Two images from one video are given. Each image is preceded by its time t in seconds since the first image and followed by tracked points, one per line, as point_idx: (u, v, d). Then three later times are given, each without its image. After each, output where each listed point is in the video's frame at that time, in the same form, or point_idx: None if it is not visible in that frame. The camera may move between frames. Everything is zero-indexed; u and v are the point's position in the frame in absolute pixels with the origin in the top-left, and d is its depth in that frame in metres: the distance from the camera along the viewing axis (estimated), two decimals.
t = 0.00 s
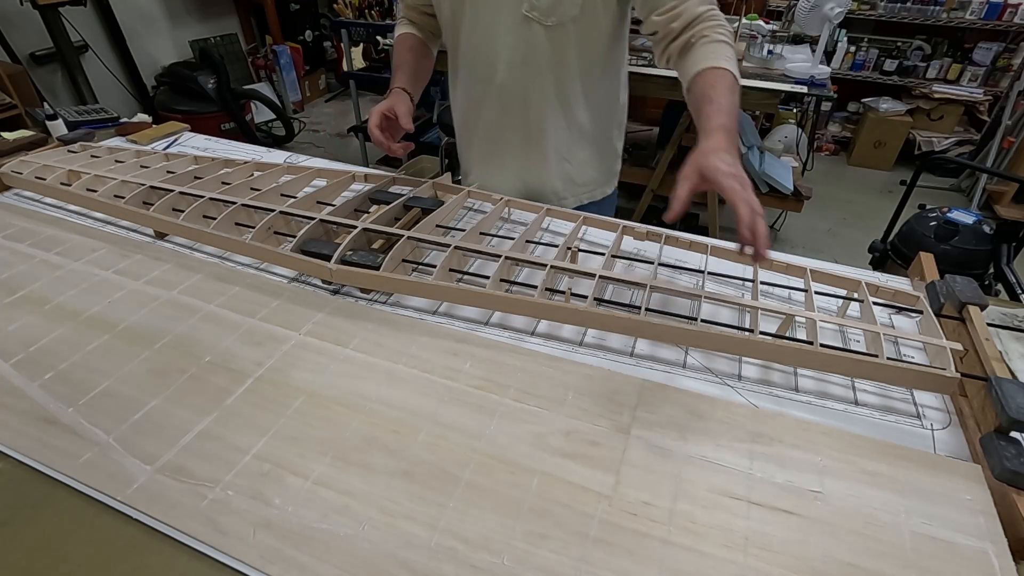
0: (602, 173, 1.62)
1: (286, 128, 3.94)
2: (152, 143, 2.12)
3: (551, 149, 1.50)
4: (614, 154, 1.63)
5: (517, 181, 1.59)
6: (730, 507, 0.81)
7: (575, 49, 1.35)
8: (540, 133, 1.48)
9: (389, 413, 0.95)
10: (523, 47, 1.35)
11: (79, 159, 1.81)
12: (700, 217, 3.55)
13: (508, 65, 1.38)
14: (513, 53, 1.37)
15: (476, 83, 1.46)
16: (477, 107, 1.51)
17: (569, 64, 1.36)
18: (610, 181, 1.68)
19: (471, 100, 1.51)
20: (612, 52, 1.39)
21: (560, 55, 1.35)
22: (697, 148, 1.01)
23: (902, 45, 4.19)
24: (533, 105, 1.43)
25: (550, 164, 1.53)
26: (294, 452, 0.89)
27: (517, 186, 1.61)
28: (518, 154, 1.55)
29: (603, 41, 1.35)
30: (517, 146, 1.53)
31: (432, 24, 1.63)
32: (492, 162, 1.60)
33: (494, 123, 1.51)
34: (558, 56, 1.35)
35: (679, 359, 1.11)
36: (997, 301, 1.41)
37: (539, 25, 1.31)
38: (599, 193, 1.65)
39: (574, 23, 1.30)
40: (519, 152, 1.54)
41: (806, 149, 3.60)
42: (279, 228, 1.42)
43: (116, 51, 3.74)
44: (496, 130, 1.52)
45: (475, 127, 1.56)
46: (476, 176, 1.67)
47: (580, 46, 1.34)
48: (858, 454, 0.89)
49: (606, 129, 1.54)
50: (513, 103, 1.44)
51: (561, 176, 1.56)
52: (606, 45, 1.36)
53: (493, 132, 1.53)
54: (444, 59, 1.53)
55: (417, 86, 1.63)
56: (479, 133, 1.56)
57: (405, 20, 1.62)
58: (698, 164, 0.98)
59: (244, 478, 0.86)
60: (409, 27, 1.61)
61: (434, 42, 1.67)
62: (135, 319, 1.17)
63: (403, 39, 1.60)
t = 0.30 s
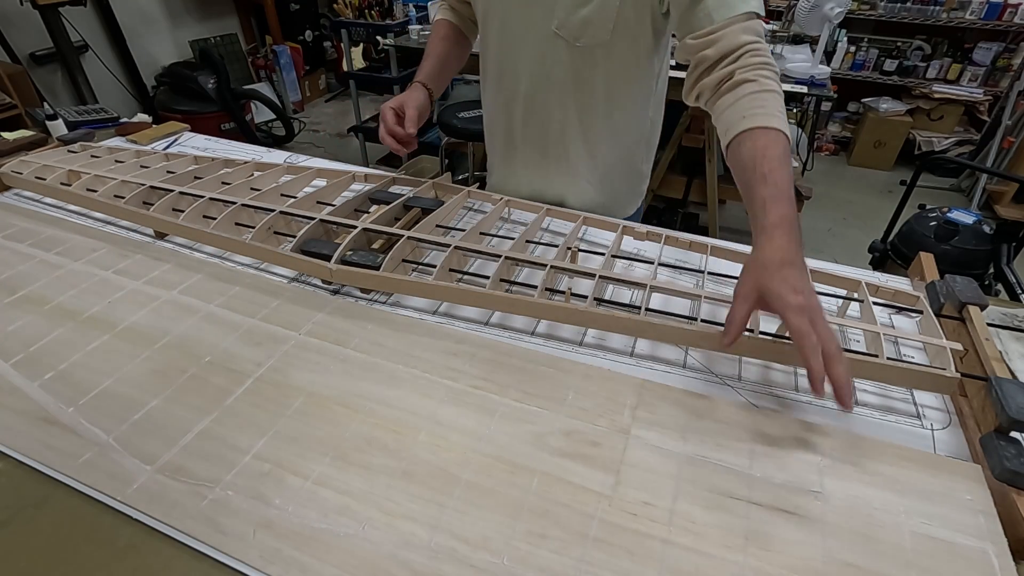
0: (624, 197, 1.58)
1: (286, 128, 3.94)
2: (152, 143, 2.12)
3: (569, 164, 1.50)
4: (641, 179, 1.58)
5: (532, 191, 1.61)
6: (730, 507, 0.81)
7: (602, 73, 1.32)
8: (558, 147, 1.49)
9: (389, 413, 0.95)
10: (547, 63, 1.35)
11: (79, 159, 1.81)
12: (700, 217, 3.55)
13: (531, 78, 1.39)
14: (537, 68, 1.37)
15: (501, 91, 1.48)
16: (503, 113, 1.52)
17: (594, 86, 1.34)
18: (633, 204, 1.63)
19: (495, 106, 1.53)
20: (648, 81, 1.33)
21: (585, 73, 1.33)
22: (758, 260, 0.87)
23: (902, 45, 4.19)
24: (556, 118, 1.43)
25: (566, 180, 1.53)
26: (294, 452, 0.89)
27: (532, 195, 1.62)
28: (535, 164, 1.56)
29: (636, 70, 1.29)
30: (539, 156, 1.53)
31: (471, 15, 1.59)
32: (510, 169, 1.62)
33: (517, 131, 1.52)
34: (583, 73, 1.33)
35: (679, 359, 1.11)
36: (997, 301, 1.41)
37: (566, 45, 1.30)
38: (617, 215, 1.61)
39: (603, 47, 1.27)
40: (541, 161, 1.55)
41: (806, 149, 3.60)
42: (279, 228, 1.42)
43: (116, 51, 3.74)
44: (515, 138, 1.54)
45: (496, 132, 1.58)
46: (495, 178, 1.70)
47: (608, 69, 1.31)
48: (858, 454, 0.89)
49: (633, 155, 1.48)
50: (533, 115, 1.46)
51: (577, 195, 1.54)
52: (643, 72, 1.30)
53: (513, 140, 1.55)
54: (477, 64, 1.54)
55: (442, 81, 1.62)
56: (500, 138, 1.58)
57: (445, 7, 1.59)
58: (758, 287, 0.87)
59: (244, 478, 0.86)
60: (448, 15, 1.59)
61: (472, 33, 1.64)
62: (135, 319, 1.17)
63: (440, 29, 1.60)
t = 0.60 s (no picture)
0: (635, 204, 1.57)
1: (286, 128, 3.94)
2: (152, 143, 2.12)
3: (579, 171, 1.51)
4: (653, 188, 1.56)
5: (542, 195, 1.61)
6: (730, 507, 0.81)
7: (617, 84, 1.31)
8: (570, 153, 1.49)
9: (389, 413, 0.95)
10: (562, 71, 1.34)
11: (79, 159, 1.81)
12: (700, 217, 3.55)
13: (545, 85, 1.39)
14: (552, 74, 1.36)
15: (515, 96, 1.48)
16: (516, 118, 1.52)
17: (609, 96, 1.34)
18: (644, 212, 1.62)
19: (508, 109, 1.52)
20: (664, 90, 1.32)
21: (599, 84, 1.32)
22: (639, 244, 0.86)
23: (902, 45, 4.19)
24: (569, 125, 1.43)
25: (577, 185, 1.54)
26: (295, 451, 0.89)
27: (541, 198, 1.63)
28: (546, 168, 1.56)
29: (652, 79, 1.28)
30: (551, 161, 1.54)
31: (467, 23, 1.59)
32: (522, 172, 1.63)
33: (530, 136, 1.52)
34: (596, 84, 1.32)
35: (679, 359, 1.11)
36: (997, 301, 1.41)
37: (581, 54, 1.29)
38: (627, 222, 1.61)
39: (619, 58, 1.25)
40: (553, 167, 1.55)
41: (806, 148, 3.60)
42: (279, 228, 1.42)
43: (116, 51, 3.74)
44: (527, 143, 1.54)
45: (508, 135, 1.58)
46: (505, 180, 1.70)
47: (623, 80, 1.29)
48: (858, 453, 0.89)
49: (644, 164, 1.47)
50: (546, 121, 1.46)
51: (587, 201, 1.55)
52: (659, 80, 1.29)
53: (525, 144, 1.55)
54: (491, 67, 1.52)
55: (436, 91, 1.57)
56: (512, 142, 1.58)
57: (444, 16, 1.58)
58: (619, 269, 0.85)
59: (244, 478, 0.86)
60: (446, 24, 1.58)
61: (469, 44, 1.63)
62: (135, 320, 1.17)
63: (436, 38, 1.57)
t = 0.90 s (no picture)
0: (646, 202, 1.59)
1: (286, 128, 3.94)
2: (152, 143, 2.12)
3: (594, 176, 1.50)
4: (661, 183, 1.58)
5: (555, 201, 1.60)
6: (730, 507, 0.81)
7: (633, 85, 1.31)
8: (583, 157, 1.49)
9: (389, 414, 0.95)
10: (576, 74, 1.34)
11: (79, 159, 1.81)
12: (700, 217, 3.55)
13: (558, 91, 1.38)
14: (565, 79, 1.36)
15: (523, 103, 1.47)
16: (524, 123, 1.51)
17: (624, 97, 1.34)
18: (654, 210, 1.64)
19: (515, 117, 1.51)
20: (675, 88, 1.34)
21: (614, 85, 1.33)
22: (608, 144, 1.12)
23: (902, 45, 4.19)
24: (583, 129, 1.42)
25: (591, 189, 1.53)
26: (295, 451, 0.89)
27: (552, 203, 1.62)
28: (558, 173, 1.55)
29: (666, 77, 1.30)
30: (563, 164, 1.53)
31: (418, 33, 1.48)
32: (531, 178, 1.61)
33: (540, 140, 1.51)
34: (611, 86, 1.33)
35: (679, 359, 1.11)
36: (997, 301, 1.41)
37: (596, 57, 1.29)
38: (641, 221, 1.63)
39: (636, 59, 1.26)
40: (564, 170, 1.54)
41: (806, 148, 3.60)
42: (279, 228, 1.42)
43: (116, 51, 3.74)
44: (538, 149, 1.53)
45: (515, 143, 1.56)
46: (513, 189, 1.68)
47: (638, 80, 1.30)
48: (857, 453, 0.89)
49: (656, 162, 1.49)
50: (559, 127, 1.45)
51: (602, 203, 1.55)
52: (670, 79, 1.31)
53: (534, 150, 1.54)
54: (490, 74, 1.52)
55: (342, 119, 1.42)
56: (521, 148, 1.56)
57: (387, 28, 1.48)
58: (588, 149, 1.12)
59: (244, 478, 0.86)
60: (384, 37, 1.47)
61: (408, 61, 1.48)
62: (135, 319, 1.17)
63: (360, 58, 1.45)
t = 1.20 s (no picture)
0: (648, 201, 1.60)
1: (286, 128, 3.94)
2: (152, 143, 2.12)
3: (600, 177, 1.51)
4: (661, 185, 1.59)
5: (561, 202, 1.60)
6: (730, 507, 0.81)
7: (638, 86, 1.31)
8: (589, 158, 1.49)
9: (390, 414, 0.95)
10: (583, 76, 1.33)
11: (79, 159, 1.81)
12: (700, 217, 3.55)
13: (563, 93, 1.37)
14: (571, 81, 1.35)
15: (526, 106, 1.46)
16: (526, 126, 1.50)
17: (633, 98, 1.33)
18: (656, 209, 1.66)
19: (518, 119, 1.50)
20: (681, 84, 1.35)
21: (620, 87, 1.32)
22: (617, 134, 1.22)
23: (902, 45, 4.19)
24: (587, 130, 1.42)
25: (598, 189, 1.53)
26: (294, 451, 0.89)
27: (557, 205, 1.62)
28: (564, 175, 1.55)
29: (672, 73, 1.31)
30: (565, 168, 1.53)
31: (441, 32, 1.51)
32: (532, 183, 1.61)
33: (543, 144, 1.50)
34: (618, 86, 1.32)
35: (679, 359, 1.11)
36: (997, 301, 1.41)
37: (603, 59, 1.28)
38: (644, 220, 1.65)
39: (645, 59, 1.25)
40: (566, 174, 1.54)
41: (806, 148, 3.60)
42: (279, 228, 1.42)
43: (116, 51, 3.74)
44: (542, 152, 1.51)
45: (518, 145, 1.55)
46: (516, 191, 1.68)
47: (644, 81, 1.30)
48: (857, 453, 0.89)
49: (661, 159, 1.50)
50: (566, 129, 1.44)
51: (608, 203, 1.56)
52: (675, 76, 1.32)
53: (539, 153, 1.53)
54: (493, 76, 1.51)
55: (394, 92, 1.48)
56: (523, 152, 1.55)
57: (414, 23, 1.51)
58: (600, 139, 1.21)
59: (244, 478, 0.86)
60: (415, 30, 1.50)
61: (437, 51, 1.52)
62: (135, 319, 1.17)
63: (398, 46, 1.48)
